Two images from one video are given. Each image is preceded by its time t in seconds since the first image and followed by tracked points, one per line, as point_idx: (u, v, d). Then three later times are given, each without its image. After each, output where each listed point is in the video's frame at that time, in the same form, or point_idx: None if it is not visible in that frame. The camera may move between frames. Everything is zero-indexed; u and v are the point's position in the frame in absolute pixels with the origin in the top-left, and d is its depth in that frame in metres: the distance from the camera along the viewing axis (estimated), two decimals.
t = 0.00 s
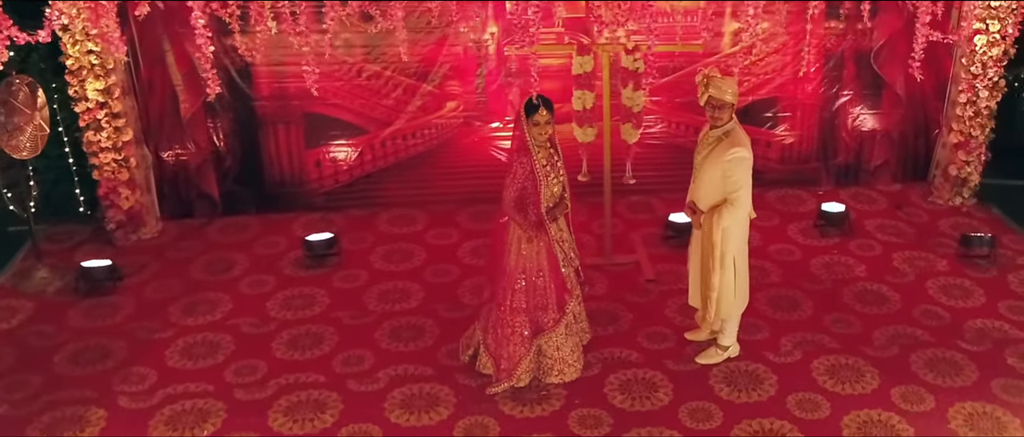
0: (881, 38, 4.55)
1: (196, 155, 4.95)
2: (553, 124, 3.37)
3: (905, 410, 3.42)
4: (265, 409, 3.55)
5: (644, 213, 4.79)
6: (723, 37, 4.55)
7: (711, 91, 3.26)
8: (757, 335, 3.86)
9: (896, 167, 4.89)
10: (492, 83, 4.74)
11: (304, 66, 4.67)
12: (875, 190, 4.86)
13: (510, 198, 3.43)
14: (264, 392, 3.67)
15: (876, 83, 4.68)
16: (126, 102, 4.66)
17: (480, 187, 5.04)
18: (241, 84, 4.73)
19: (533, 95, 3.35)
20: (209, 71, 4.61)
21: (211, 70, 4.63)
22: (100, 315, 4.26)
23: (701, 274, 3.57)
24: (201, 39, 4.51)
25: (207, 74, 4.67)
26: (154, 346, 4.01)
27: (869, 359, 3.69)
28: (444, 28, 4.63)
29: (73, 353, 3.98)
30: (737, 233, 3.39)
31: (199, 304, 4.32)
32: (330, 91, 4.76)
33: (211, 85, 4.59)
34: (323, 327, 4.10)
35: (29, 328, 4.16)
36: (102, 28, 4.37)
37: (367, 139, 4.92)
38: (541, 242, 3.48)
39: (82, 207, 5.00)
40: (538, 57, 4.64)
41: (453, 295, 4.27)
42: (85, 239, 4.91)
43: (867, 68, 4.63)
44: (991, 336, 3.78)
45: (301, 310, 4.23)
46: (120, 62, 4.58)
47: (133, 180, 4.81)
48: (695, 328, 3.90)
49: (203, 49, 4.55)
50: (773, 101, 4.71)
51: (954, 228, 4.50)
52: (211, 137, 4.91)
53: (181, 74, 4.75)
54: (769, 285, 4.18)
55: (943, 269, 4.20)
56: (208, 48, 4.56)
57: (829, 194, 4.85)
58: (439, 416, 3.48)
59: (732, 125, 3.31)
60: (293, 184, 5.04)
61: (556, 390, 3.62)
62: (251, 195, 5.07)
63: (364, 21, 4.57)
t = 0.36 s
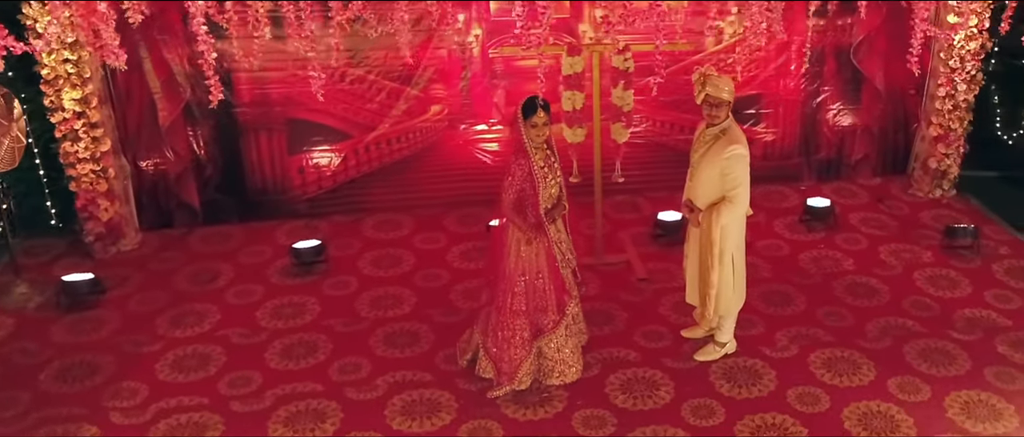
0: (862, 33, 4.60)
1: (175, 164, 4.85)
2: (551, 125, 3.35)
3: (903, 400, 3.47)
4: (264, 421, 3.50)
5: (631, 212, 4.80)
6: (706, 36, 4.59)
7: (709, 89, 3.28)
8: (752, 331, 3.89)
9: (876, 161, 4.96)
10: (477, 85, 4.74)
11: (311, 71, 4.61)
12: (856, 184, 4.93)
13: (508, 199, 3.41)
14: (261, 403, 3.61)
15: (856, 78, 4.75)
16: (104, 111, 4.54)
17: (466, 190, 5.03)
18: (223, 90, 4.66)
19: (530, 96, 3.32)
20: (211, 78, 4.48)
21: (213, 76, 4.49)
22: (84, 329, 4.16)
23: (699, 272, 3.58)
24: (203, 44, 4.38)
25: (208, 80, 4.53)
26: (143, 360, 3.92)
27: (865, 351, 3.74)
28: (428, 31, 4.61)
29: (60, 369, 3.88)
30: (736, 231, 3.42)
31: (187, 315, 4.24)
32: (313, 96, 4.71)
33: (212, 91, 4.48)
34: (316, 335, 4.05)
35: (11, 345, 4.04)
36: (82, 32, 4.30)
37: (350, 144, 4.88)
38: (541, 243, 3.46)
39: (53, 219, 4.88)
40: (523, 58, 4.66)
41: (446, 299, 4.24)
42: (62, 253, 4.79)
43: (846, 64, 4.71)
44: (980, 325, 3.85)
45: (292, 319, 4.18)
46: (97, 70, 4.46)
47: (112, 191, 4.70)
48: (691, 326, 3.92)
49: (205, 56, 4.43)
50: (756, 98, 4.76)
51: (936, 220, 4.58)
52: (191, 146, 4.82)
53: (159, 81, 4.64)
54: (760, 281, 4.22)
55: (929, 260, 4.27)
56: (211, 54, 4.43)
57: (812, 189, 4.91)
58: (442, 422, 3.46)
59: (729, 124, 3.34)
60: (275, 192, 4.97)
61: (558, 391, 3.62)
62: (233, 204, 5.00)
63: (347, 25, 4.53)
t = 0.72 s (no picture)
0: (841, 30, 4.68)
1: (155, 173, 4.77)
2: (547, 127, 3.34)
3: (900, 392, 3.51)
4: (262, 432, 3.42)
5: (617, 213, 4.82)
6: (691, 35, 4.62)
7: (705, 88, 3.29)
8: (746, 328, 3.92)
9: (857, 156, 5.03)
10: (462, 87, 4.70)
11: (318, 77, 4.59)
12: (838, 180, 5.00)
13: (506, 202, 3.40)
14: (258, 415, 3.53)
15: (836, 75, 4.79)
16: (81, 122, 4.43)
17: (451, 194, 5.01)
18: (203, 99, 4.59)
19: (528, 99, 3.32)
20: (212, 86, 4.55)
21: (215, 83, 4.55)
22: (69, 345, 4.06)
23: (697, 270, 3.60)
24: (206, 53, 4.45)
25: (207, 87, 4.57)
26: (132, 374, 3.83)
27: (859, 345, 3.77)
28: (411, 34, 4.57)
29: (46, 387, 3.77)
30: (733, 228, 3.43)
31: (174, 328, 4.16)
32: (296, 101, 4.65)
33: (216, 100, 4.57)
34: (309, 344, 3.99)
35: None
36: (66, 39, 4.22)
37: (334, 150, 4.83)
38: (539, 246, 3.45)
39: (25, 233, 4.53)
40: (508, 60, 4.64)
41: (439, 304, 4.22)
42: (40, 268, 4.57)
43: (827, 60, 4.75)
44: (970, 316, 3.91)
45: (283, 328, 4.11)
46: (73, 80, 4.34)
47: (90, 203, 4.61)
48: (686, 324, 3.94)
49: (208, 64, 4.49)
50: (741, 96, 4.78)
51: (918, 213, 4.65)
52: (171, 156, 4.74)
53: (137, 89, 4.54)
54: (750, 278, 4.25)
55: (915, 253, 4.33)
56: (214, 62, 4.49)
57: (795, 185, 4.97)
58: (445, 428, 3.42)
59: (725, 122, 3.36)
60: (258, 200, 4.91)
61: (559, 394, 3.60)
62: (216, 213, 4.92)
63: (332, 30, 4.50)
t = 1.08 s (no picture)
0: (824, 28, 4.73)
1: (136, 182, 4.68)
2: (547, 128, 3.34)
3: (898, 384, 3.55)
4: None
5: (606, 213, 4.83)
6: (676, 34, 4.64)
7: (702, 87, 3.29)
8: (742, 325, 3.94)
9: (840, 152, 5.11)
10: (449, 90, 4.69)
11: (303, 82, 4.55)
12: (822, 175, 5.07)
13: (504, 205, 3.37)
14: (257, 426, 3.47)
15: (819, 72, 4.86)
16: (60, 132, 4.33)
17: (438, 198, 4.98)
18: (186, 107, 4.53)
19: (528, 100, 3.32)
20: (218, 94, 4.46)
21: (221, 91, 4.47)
22: (56, 360, 3.97)
23: (695, 270, 3.62)
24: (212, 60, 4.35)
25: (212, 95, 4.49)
26: (124, 389, 3.75)
27: (855, 339, 3.81)
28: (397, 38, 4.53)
29: (35, 404, 3.68)
30: (732, 226, 3.45)
31: (164, 340, 4.09)
32: (281, 107, 4.60)
33: (222, 108, 4.45)
34: (304, 353, 3.95)
35: None
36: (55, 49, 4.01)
37: (320, 156, 4.78)
38: (537, 249, 3.42)
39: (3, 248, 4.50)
40: (494, 62, 4.63)
41: (433, 309, 4.19)
42: (20, 282, 4.51)
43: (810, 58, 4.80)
44: (960, 307, 3.96)
45: (276, 338, 4.06)
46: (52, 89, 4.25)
47: (72, 215, 4.49)
48: (682, 323, 3.95)
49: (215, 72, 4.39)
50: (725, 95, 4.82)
51: (902, 207, 4.72)
52: (154, 165, 4.65)
53: (117, 98, 4.44)
54: (742, 275, 4.29)
55: (902, 247, 4.39)
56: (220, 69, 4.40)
57: (780, 182, 5.02)
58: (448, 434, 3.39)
59: (722, 121, 3.37)
60: (242, 208, 4.84)
61: (560, 396, 3.60)
62: (200, 223, 4.85)
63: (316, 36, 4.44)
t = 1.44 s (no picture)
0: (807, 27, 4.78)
1: (119, 192, 4.57)
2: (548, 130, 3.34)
3: (896, 377, 3.59)
4: None
5: (595, 214, 4.84)
6: (662, 33, 4.64)
7: (701, 87, 3.29)
8: (738, 323, 3.96)
9: (824, 148, 5.17)
10: (436, 92, 4.67)
11: (289, 87, 4.50)
12: (806, 172, 5.13)
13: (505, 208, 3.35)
14: None
15: (804, 70, 4.90)
16: (41, 143, 4.21)
17: (426, 203, 4.96)
18: (170, 114, 4.45)
19: (528, 102, 3.31)
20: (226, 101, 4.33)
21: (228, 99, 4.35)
22: (43, 376, 3.87)
23: (696, 269, 3.63)
24: (220, 68, 4.24)
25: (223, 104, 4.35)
26: (117, 403, 3.67)
27: (851, 333, 3.85)
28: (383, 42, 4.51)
29: (25, 421, 3.58)
30: (731, 225, 3.45)
31: (156, 352, 4.01)
32: (266, 113, 4.53)
33: (228, 113, 4.26)
34: (300, 362, 3.89)
35: None
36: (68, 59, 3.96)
37: (307, 163, 4.72)
38: (539, 252, 3.40)
39: None
40: (481, 64, 4.63)
41: (429, 315, 4.17)
42: None
43: (795, 56, 4.85)
44: (951, 299, 4.02)
45: (270, 348, 4.00)
46: (31, 100, 4.13)
47: (54, 227, 4.38)
48: (680, 322, 3.97)
49: (223, 79, 4.27)
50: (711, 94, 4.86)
51: (886, 202, 4.78)
52: (137, 175, 4.56)
53: (99, 106, 4.34)
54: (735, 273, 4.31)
55: (890, 241, 4.44)
56: (228, 77, 4.30)
57: (766, 180, 5.07)
58: None
59: (721, 120, 3.38)
60: (228, 216, 4.77)
61: (563, 398, 3.59)
62: (185, 232, 4.78)
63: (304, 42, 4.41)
